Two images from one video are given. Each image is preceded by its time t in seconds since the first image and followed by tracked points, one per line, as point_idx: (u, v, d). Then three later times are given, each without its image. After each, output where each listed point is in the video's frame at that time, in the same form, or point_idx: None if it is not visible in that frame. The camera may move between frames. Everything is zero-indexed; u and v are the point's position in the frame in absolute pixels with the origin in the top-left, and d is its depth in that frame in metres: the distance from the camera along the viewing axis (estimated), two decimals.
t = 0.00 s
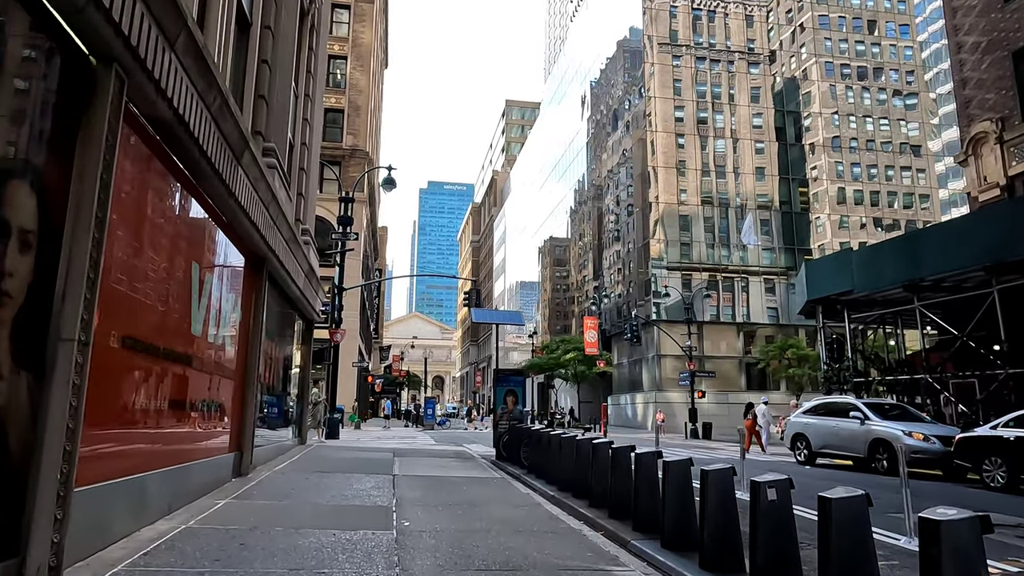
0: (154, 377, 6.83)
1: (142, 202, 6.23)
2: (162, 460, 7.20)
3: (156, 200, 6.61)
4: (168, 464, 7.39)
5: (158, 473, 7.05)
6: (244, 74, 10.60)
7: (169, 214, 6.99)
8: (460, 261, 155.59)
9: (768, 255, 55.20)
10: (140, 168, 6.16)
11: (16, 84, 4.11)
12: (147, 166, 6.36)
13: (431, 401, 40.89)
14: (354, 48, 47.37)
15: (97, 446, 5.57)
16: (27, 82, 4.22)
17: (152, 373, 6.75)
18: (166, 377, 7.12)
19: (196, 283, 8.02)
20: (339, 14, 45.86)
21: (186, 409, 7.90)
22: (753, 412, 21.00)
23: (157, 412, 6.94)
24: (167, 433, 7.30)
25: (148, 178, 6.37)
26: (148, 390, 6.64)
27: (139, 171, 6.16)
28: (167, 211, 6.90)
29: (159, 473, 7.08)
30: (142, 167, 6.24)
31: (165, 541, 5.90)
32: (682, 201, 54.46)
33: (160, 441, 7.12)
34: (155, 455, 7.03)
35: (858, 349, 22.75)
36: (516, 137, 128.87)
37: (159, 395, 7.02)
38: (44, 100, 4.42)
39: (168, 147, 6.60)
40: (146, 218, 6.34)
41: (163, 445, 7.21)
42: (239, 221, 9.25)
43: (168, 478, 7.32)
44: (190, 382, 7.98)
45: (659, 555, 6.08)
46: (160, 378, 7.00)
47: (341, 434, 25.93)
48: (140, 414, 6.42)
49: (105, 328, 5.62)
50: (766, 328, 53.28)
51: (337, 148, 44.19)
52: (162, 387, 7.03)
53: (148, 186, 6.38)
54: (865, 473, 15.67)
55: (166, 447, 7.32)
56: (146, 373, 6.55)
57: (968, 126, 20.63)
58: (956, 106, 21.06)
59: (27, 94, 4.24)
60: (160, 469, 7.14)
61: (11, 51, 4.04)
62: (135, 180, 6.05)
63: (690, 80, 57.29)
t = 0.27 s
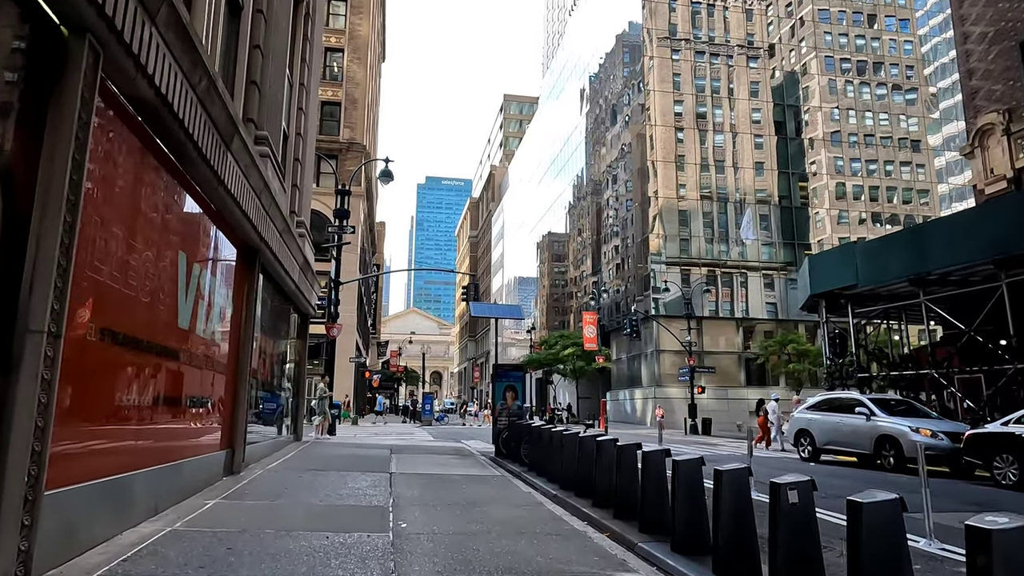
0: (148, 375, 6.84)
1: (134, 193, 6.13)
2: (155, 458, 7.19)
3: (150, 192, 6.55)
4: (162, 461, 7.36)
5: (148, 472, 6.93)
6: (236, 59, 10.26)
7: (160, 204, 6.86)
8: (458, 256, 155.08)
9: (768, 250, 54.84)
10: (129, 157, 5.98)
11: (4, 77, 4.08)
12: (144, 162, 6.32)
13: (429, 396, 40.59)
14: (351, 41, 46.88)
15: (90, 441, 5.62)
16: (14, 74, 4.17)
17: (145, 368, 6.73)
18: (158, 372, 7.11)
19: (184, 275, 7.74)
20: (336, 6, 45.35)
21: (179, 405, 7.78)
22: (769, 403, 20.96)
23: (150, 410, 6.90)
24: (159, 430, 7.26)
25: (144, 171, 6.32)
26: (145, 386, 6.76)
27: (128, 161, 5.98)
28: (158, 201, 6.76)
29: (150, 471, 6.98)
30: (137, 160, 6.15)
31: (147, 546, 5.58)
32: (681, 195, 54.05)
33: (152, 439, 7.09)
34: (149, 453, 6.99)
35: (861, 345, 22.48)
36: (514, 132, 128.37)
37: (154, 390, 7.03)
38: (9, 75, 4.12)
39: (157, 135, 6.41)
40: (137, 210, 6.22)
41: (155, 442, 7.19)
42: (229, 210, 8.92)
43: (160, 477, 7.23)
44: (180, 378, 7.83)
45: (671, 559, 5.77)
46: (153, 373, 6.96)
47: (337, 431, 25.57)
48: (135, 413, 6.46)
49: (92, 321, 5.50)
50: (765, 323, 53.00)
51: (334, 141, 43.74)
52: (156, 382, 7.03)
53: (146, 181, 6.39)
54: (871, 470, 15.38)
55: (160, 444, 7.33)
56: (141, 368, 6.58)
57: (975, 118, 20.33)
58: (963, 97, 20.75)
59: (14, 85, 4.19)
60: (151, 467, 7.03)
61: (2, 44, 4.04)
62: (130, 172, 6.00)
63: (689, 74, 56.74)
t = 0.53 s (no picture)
0: (142, 370, 6.73)
1: (132, 191, 6.19)
2: (151, 455, 7.10)
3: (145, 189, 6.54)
4: (157, 458, 7.27)
5: (142, 471, 6.82)
6: (230, 43, 9.91)
7: (155, 201, 6.81)
8: (457, 253, 154.72)
9: (768, 246, 54.40)
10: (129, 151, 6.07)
11: None
12: (140, 156, 6.34)
13: (429, 392, 40.30)
14: (349, 34, 46.51)
15: (85, 439, 5.57)
16: None
17: (139, 363, 6.61)
18: (154, 369, 7.03)
19: (173, 264, 7.39)
20: None
21: (174, 401, 7.68)
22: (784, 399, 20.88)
23: (145, 406, 6.80)
24: (154, 426, 7.15)
25: (140, 167, 6.35)
26: (139, 382, 6.66)
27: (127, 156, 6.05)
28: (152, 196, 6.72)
29: (143, 469, 6.87)
30: (132, 155, 6.18)
31: (130, 550, 5.28)
32: (682, 191, 53.68)
33: (147, 435, 6.97)
34: (143, 451, 6.87)
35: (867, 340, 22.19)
36: (513, 128, 127.95)
37: (148, 386, 6.93)
38: None
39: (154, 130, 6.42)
40: (135, 205, 6.26)
41: (151, 438, 7.10)
42: (222, 199, 8.56)
43: (154, 474, 7.14)
44: (177, 374, 7.72)
45: (687, 562, 5.48)
46: (147, 369, 6.85)
47: (336, 428, 25.26)
48: (128, 407, 6.41)
49: (91, 316, 5.51)
50: (765, 319, 52.67)
51: (333, 135, 43.34)
52: (150, 378, 6.92)
53: (142, 177, 6.40)
54: (879, 468, 15.13)
55: (155, 441, 7.22)
56: (136, 364, 6.52)
57: (984, 109, 19.99)
58: (971, 89, 20.42)
59: None
60: (144, 465, 6.91)
61: None
62: (126, 167, 6.03)
63: (690, 69, 56.30)
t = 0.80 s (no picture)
0: (143, 369, 6.60)
1: (131, 190, 6.14)
2: (152, 456, 6.97)
3: (144, 186, 6.45)
4: (158, 459, 7.13)
5: (143, 472, 6.68)
6: (228, 32, 9.65)
7: (154, 199, 6.71)
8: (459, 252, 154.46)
9: (771, 244, 53.98)
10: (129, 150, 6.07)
11: None
12: (139, 155, 6.29)
13: (431, 392, 40.04)
14: (351, 32, 46.27)
15: (83, 439, 5.46)
16: None
17: (139, 362, 6.47)
18: (156, 368, 6.90)
19: (168, 259, 7.08)
20: None
21: (174, 401, 7.51)
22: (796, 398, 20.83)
23: (146, 405, 6.67)
24: (156, 426, 7.01)
25: (139, 165, 6.30)
26: (141, 381, 6.54)
27: (129, 156, 6.07)
28: (152, 195, 6.61)
29: (144, 470, 6.72)
30: (131, 154, 6.13)
31: (122, 558, 5.01)
32: (685, 189, 53.32)
33: (149, 435, 6.84)
34: (144, 451, 6.73)
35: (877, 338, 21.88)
36: (515, 126, 127.62)
37: (150, 386, 6.80)
38: None
39: (151, 124, 6.34)
40: (135, 204, 6.20)
41: (153, 438, 6.95)
42: (220, 191, 8.28)
43: (155, 475, 7.00)
44: (178, 372, 7.57)
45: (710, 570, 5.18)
46: (148, 369, 6.71)
47: (338, 427, 25.00)
48: (129, 406, 6.30)
49: (90, 313, 5.43)
50: (768, 318, 52.31)
51: (335, 133, 43.14)
52: (151, 377, 6.78)
53: (141, 175, 6.34)
54: (893, 468, 14.83)
55: (157, 441, 7.08)
56: (137, 364, 6.42)
57: (996, 103, 19.65)
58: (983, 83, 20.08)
59: None
60: (145, 466, 6.77)
61: None
62: (120, 159, 5.86)
63: (693, 67, 56.01)
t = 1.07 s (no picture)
0: (143, 372, 6.49)
1: (129, 190, 6.03)
2: (153, 459, 6.89)
3: (143, 185, 6.32)
4: (159, 462, 7.04)
5: (144, 474, 6.59)
6: (228, 23, 9.39)
7: (154, 199, 6.60)
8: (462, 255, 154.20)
9: (774, 246, 53.52)
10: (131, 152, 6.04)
11: None
12: (138, 153, 6.19)
13: (434, 394, 39.76)
14: (354, 32, 46.10)
15: (81, 443, 5.36)
16: None
17: (138, 364, 6.34)
18: (157, 370, 6.81)
19: (165, 259, 6.89)
20: None
21: (175, 403, 7.40)
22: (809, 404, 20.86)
23: (147, 408, 6.58)
24: (157, 428, 6.91)
25: (138, 164, 6.20)
26: (141, 383, 6.45)
27: (132, 158, 6.06)
28: (151, 194, 6.50)
29: (144, 473, 6.61)
30: (131, 154, 6.07)
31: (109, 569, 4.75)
32: (688, 191, 52.94)
33: (150, 438, 6.74)
34: (144, 454, 6.64)
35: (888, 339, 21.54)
36: (517, 128, 127.40)
37: (151, 388, 6.70)
38: None
39: (152, 121, 6.26)
40: (135, 204, 6.13)
41: (154, 441, 6.87)
42: (219, 187, 8.05)
43: (156, 479, 6.90)
44: (179, 374, 7.46)
45: None
46: (149, 371, 6.61)
47: (341, 430, 24.73)
48: (130, 408, 6.22)
49: (87, 316, 5.32)
50: (772, 320, 51.90)
51: (337, 135, 42.93)
52: (152, 380, 6.67)
53: (140, 173, 6.24)
54: (906, 472, 14.53)
55: (158, 444, 6.99)
56: (138, 366, 6.34)
57: (1009, 100, 19.30)
58: (996, 80, 19.73)
59: None
60: (145, 470, 6.67)
61: None
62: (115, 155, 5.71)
63: (696, 69, 55.67)
